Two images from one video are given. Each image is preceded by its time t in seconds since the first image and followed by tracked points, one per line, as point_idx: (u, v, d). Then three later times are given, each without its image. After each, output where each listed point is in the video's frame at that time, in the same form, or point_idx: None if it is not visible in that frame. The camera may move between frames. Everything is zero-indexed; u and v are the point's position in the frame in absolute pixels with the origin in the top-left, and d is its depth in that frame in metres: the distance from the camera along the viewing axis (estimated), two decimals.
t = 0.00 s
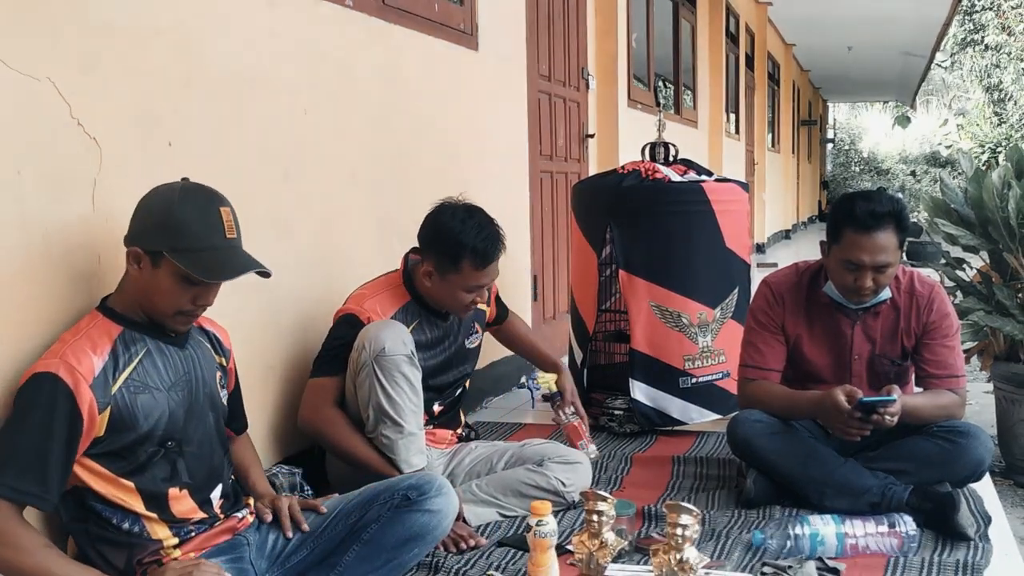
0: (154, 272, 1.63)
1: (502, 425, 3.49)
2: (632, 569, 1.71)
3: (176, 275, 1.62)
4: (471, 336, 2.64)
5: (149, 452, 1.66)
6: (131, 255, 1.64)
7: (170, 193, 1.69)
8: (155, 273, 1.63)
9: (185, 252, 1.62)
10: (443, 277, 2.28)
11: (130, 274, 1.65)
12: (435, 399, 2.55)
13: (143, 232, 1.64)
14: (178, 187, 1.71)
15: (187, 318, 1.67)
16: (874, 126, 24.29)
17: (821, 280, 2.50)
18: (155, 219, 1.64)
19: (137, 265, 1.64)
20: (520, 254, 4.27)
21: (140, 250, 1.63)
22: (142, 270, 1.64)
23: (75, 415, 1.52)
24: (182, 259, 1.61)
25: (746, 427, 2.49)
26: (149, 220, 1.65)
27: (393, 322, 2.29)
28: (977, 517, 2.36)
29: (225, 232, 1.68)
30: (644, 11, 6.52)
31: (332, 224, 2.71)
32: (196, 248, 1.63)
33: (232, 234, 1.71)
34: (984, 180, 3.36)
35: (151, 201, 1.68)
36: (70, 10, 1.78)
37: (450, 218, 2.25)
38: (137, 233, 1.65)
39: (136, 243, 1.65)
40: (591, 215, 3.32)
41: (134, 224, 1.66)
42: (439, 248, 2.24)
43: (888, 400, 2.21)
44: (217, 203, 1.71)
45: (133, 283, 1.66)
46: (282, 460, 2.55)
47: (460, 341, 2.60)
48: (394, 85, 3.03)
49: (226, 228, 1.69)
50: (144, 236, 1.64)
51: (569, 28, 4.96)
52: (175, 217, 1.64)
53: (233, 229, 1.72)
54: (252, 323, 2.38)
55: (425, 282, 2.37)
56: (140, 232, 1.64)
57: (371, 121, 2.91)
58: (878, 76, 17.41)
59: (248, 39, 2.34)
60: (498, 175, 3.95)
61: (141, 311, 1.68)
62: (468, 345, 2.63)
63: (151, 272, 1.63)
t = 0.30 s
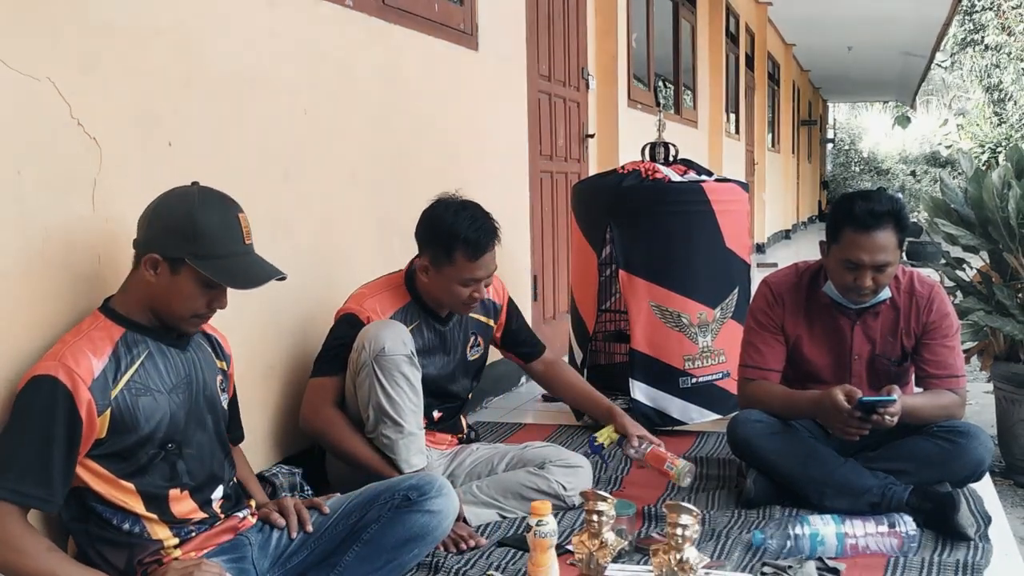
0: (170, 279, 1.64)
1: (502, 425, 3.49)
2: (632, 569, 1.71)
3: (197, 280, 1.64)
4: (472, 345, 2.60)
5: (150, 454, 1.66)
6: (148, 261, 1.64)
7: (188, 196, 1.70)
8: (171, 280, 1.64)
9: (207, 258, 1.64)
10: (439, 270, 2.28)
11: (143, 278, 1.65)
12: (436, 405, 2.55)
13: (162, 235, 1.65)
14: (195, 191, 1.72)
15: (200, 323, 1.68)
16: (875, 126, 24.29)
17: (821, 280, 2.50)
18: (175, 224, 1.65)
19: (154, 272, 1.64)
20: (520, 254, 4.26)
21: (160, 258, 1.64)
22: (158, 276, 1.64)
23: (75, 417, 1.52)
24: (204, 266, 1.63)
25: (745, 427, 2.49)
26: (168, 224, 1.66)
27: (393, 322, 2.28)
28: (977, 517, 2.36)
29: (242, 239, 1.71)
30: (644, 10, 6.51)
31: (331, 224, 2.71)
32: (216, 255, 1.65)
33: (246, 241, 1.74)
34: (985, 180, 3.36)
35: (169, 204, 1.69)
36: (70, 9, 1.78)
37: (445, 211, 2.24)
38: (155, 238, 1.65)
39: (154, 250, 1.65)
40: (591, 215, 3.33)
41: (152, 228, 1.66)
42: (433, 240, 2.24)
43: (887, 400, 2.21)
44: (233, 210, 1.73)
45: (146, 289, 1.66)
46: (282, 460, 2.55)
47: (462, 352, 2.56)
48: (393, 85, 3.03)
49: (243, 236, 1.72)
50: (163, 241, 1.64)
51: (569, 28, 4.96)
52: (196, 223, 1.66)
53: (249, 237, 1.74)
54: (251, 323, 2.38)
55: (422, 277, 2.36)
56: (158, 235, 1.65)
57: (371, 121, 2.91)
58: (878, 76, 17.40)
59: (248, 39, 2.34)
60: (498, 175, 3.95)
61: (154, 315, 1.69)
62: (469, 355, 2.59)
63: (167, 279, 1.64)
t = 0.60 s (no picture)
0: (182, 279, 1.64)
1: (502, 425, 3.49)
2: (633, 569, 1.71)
3: (209, 274, 1.65)
4: (475, 356, 2.54)
5: (149, 454, 1.66)
6: (158, 262, 1.65)
7: (189, 192, 1.71)
8: (183, 280, 1.64)
9: (217, 253, 1.66)
10: (442, 268, 2.26)
11: (152, 279, 1.65)
12: (436, 409, 2.52)
13: (169, 230, 1.65)
14: (194, 185, 1.72)
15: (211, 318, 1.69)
16: (875, 126, 24.30)
17: (821, 280, 2.50)
18: (179, 219, 1.66)
19: (164, 272, 1.64)
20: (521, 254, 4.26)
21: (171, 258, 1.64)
22: (168, 276, 1.65)
23: (76, 416, 1.52)
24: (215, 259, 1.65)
25: (745, 427, 2.49)
26: (173, 219, 1.66)
27: (395, 322, 2.28)
28: (977, 518, 2.36)
29: (246, 231, 1.73)
30: (644, 10, 6.51)
31: (331, 224, 2.71)
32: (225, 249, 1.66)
33: (249, 233, 1.76)
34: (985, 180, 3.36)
35: (172, 200, 1.69)
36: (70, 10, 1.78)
37: (450, 210, 2.24)
38: (162, 237, 1.65)
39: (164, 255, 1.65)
40: (591, 215, 3.33)
41: (157, 226, 1.66)
42: (438, 238, 2.23)
43: (885, 400, 2.21)
44: (233, 202, 1.75)
45: (156, 288, 1.66)
46: (283, 460, 2.55)
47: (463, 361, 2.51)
48: (393, 84, 3.03)
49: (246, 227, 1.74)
50: (171, 238, 1.65)
51: (569, 28, 4.96)
52: (202, 217, 1.67)
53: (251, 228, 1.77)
54: (252, 323, 2.38)
55: (427, 278, 2.35)
56: (164, 230, 1.65)
57: (371, 121, 2.90)
58: (878, 76, 17.40)
59: (248, 38, 2.34)
60: (498, 174, 3.95)
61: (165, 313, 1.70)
62: (472, 365, 2.54)
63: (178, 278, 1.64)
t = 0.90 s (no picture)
0: (188, 272, 1.66)
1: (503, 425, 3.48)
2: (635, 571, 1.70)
3: (214, 265, 1.68)
4: (485, 358, 2.52)
5: (150, 456, 1.64)
6: (161, 258, 1.65)
7: (184, 184, 1.71)
8: (190, 272, 1.66)
9: (221, 243, 1.68)
10: (451, 272, 2.25)
11: (156, 275, 1.65)
12: (441, 412, 2.51)
13: (170, 223, 1.65)
14: (185, 178, 1.72)
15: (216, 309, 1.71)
16: (876, 125, 24.26)
17: (823, 281, 2.49)
18: (179, 210, 1.67)
19: (169, 267, 1.65)
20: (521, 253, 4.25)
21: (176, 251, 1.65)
22: (173, 270, 1.65)
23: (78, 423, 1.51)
24: (221, 249, 1.68)
25: (746, 427, 2.49)
26: (173, 211, 1.66)
27: (405, 323, 2.28)
28: (980, 519, 2.34)
29: (241, 220, 1.76)
30: (645, 9, 6.50)
31: (331, 224, 2.70)
32: (229, 239, 1.69)
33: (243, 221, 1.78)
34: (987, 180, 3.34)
35: (169, 195, 1.69)
36: (69, 9, 1.77)
37: (463, 218, 2.21)
38: (163, 233, 1.65)
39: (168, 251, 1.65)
40: (591, 215, 3.31)
41: (158, 222, 1.65)
42: (450, 244, 2.21)
43: (888, 400, 2.20)
44: (223, 192, 1.77)
45: (161, 285, 1.66)
46: (283, 461, 2.54)
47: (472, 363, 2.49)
48: (393, 84, 3.02)
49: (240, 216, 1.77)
50: (175, 231, 1.65)
51: (569, 26, 4.95)
52: (202, 209, 1.68)
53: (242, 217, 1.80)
54: (251, 324, 2.37)
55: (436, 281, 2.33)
56: (165, 224, 1.65)
57: (370, 120, 2.90)
58: (879, 75, 17.38)
59: (247, 37, 2.33)
60: (498, 174, 3.94)
61: (169, 309, 1.69)
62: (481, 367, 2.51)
63: (185, 271, 1.66)
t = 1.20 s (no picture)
0: (182, 268, 1.65)
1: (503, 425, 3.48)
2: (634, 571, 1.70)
3: (208, 260, 1.68)
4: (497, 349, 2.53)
5: (149, 456, 1.64)
6: (155, 254, 1.65)
7: (176, 183, 1.71)
8: (184, 268, 1.66)
9: (213, 238, 1.68)
10: (471, 259, 2.25)
11: (151, 273, 1.65)
12: (450, 408, 2.52)
13: (163, 221, 1.66)
14: (179, 177, 1.73)
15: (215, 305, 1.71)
16: (876, 125, 24.26)
17: (823, 281, 2.49)
18: (171, 208, 1.67)
19: (162, 263, 1.65)
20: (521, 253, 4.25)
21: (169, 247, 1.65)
22: (167, 267, 1.65)
23: (78, 421, 1.51)
24: (213, 244, 1.67)
25: (746, 427, 2.49)
26: (165, 210, 1.67)
27: (423, 319, 2.27)
28: (980, 519, 2.34)
29: (236, 214, 1.76)
30: (644, 10, 6.49)
31: (331, 224, 2.71)
32: (221, 234, 1.69)
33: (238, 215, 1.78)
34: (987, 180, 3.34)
35: (162, 194, 1.69)
36: (69, 8, 1.77)
37: (497, 209, 2.23)
38: (158, 230, 1.65)
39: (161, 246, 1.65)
40: (591, 215, 3.31)
41: (152, 221, 1.66)
42: (477, 233, 2.22)
43: (889, 400, 2.18)
44: (217, 188, 1.77)
45: (157, 282, 1.66)
46: (283, 460, 2.54)
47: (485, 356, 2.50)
48: (393, 83, 3.02)
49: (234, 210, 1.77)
50: (168, 229, 1.65)
51: (569, 26, 4.95)
52: (193, 205, 1.68)
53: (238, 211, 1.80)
54: (252, 323, 2.37)
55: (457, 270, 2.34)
56: (158, 223, 1.65)
57: (370, 120, 2.90)
58: (879, 74, 17.38)
59: (247, 37, 2.33)
60: (498, 173, 3.94)
61: (167, 307, 1.69)
62: (494, 358, 2.53)
63: (179, 267, 1.65)
